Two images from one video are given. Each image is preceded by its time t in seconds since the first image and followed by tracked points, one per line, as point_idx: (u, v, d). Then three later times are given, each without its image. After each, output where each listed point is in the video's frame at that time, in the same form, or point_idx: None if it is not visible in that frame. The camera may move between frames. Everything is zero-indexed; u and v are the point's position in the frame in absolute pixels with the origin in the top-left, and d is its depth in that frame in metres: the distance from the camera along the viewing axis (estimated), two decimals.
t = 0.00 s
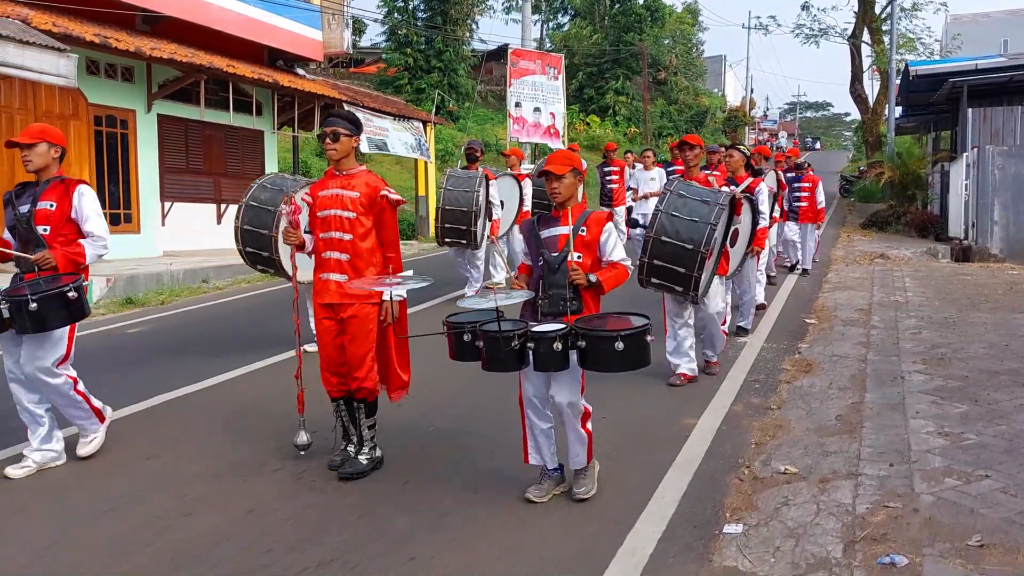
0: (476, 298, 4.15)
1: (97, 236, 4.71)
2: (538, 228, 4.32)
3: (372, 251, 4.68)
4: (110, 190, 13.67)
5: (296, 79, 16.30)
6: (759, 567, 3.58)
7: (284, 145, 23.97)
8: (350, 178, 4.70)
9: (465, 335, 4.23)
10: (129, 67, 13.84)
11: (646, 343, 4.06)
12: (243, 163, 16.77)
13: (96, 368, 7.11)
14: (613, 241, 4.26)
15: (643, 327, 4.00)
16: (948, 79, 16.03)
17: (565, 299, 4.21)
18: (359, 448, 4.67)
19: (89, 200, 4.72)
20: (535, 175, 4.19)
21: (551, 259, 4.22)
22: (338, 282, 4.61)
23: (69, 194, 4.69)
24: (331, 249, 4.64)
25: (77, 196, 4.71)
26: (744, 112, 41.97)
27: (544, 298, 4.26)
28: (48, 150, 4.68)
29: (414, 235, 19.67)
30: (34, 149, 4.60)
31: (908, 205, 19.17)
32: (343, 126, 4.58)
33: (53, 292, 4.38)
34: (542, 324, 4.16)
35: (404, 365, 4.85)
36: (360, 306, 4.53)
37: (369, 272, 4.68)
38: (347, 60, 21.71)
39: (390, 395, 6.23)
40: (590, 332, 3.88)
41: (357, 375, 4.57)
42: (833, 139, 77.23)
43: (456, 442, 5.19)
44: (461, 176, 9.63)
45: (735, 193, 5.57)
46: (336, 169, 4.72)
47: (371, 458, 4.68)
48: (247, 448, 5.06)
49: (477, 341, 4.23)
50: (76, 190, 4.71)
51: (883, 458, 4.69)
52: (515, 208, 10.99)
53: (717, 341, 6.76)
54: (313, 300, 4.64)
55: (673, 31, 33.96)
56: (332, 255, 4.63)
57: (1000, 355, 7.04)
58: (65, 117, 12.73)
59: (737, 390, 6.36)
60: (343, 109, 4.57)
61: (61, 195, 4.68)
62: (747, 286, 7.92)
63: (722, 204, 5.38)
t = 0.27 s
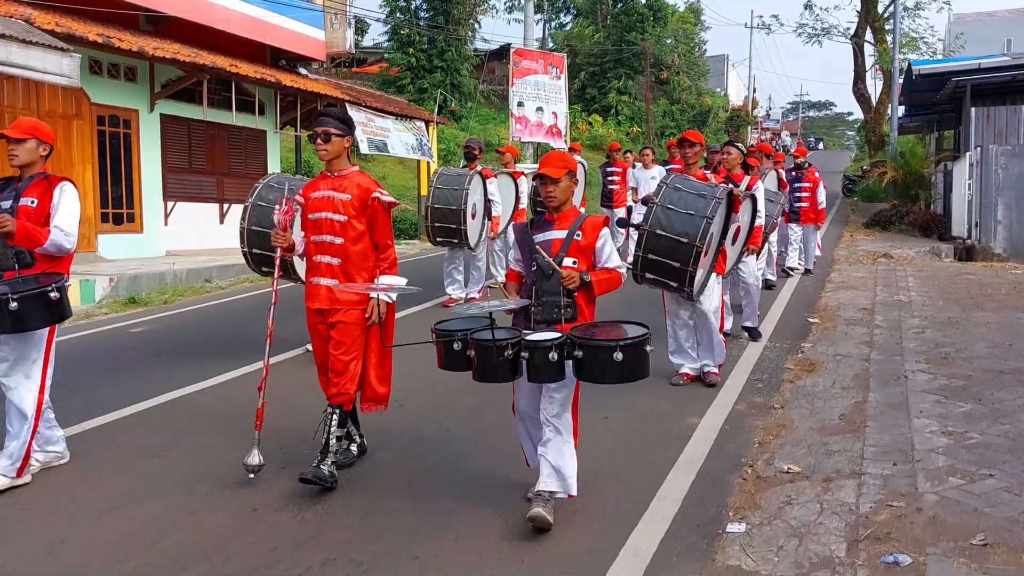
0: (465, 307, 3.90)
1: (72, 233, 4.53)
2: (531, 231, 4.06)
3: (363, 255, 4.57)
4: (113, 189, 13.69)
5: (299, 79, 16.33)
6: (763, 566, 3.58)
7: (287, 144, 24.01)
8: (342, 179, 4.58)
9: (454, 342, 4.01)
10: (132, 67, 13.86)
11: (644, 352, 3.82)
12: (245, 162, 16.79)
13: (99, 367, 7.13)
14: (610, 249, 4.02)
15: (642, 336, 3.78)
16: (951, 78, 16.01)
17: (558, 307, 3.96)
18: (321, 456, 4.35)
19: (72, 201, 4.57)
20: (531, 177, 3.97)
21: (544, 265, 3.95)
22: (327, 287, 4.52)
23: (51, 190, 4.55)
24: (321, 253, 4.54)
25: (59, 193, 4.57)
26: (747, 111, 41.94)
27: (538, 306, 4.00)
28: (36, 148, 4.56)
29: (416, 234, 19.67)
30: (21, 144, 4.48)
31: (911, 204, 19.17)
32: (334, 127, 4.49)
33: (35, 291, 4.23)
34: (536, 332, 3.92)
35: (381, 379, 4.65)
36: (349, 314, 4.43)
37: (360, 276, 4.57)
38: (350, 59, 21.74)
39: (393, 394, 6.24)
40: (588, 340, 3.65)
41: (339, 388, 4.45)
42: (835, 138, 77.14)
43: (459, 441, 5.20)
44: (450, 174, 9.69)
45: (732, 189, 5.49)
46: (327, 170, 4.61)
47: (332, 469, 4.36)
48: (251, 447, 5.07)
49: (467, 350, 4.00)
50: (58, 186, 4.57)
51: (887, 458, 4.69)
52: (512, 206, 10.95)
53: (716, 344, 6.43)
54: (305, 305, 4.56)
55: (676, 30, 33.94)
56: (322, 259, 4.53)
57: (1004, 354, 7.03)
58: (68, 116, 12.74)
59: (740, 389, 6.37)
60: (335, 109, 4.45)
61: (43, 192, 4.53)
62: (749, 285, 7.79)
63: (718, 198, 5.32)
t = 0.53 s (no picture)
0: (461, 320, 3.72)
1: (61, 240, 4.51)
2: (524, 233, 3.96)
3: (351, 261, 4.43)
4: (116, 189, 13.71)
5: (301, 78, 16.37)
6: (766, 565, 3.58)
7: (289, 144, 24.01)
8: (331, 181, 4.45)
9: (450, 356, 3.81)
10: (135, 67, 13.87)
11: (652, 360, 3.66)
12: (248, 161, 16.81)
13: (103, 366, 7.14)
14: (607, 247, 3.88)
15: (649, 343, 3.63)
16: (954, 78, 15.99)
17: (557, 311, 3.83)
18: (315, 469, 4.31)
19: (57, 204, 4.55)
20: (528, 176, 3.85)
21: (539, 269, 3.85)
22: (312, 293, 4.38)
23: (33, 196, 4.50)
24: (307, 258, 4.40)
25: (41, 199, 4.52)
26: (749, 111, 41.90)
27: (535, 314, 3.88)
28: (22, 151, 4.50)
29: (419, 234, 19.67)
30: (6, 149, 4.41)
31: (914, 204, 19.15)
32: (325, 127, 4.33)
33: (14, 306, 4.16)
34: (536, 343, 3.76)
35: (375, 391, 4.56)
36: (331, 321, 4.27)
37: (345, 284, 4.42)
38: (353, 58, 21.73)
39: (396, 392, 6.25)
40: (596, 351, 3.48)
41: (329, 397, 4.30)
42: (838, 138, 77.03)
43: (463, 440, 5.20)
44: (435, 176, 9.30)
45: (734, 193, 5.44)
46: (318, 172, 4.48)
47: (324, 483, 4.30)
48: (254, 446, 5.08)
49: (463, 365, 3.80)
50: (42, 193, 4.53)
51: (890, 457, 4.69)
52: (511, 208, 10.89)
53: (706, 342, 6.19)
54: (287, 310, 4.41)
55: (678, 29, 33.92)
56: (307, 264, 4.38)
57: (1008, 354, 7.02)
58: (70, 116, 12.75)
59: (742, 388, 6.37)
60: (324, 109, 4.31)
61: (26, 197, 4.50)
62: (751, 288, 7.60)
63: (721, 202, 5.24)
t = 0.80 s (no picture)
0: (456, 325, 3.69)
1: (39, 254, 4.38)
2: (518, 231, 3.87)
3: (338, 265, 4.25)
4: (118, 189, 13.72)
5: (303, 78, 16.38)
6: (768, 565, 3.58)
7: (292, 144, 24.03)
8: (320, 181, 4.30)
9: (443, 363, 3.74)
10: (137, 67, 13.88)
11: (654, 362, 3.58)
12: (251, 161, 16.83)
13: (105, 366, 7.15)
14: (605, 242, 3.80)
15: (649, 343, 3.55)
16: (957, 77, 15.97)
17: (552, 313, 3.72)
18: (314, 473, 4.31)
19: (35, 210, 4.42)
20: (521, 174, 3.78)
21: (535, 268, 3.75)
22: (298, 297, 4.22)
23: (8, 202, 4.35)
24: (292, 260, 4.24)
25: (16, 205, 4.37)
26: (751, 110, 41.88)
27: (532, 316, 3.79)
28: None
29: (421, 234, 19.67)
30: None
31: (916, 203, 19.13)
32: (309, 125, 4.15)
33: None
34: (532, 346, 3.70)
35: (370, 394, 4.40)
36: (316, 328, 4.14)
37: (332, 288, 4.27)
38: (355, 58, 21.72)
39: (399, 392, 6.25)
40: (594, 355, 3.41)
41: (325, 402, 4.25)
42: (840, 138, 76.96)
43: (465, 439, 5.20)
44: (427, 173, 9.21)
45: (739, 199, 5.37)
46: (305, 172, 4.33)
47: (326, 484, 4.31)
48: (256, 445, 5.09)
49: (457, 371, 3.74)
50: (16, 200, 4.36)
51: (893, 457, 4.69)
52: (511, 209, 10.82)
53: (704, 354, 5.98)
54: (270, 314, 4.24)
55: (680, 29, 33.88)
56: (293, 267, 4.23)
57: (1010, 353, 7.01)
58: (73, 116, 12.76)
59: (745, 388, 6.37)
60: (310, 106, 4.16)
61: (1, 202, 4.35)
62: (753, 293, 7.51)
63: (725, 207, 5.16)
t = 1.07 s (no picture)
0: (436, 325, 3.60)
1: (16, 251, 4.44)
2: (509, 231, 3.77)
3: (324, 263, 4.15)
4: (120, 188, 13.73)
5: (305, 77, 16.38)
6: (770, 565, 3.57)
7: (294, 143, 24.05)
8: (304, 178, 4.19)
9: (426, 363, 3.72)
10: (139, 66, 13.89)
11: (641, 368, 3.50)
12: (253, 160, 16.84)
13: (107, 365, 7.15)
14: (597, 244, 3.71)
15: (636, 348, 3.48)
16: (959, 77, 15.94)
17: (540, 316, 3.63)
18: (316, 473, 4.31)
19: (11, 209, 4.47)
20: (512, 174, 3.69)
21: (525, 268, 3.65)
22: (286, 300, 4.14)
23: None
24: (279, 262, 4.15)
25: None
26: (754, 110, 41.86)
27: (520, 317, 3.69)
28: None
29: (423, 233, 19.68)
30: None
31: (918, 203, 19.11)
32: (289, 119, 4.06)
33: None
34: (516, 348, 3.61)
35: (361, 394, 4.33)
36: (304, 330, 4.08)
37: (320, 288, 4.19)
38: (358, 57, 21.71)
39: (400, 391, 6.25)
40: (581, 358, 3.35)
41: (327, 403, 4.24)
42: (842, 137, 76.87)
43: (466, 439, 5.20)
44: (425, 173, 9.21)
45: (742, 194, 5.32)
46: (289, 170, 4.23)
47: (326, 484, 4.32)
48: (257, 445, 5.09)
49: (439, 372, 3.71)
50: None
51: (894, 456, 4.68)
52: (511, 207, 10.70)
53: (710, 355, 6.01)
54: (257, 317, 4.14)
55: (683, 29, 33.86)
56: (281, 268, 4.14)
57: (1013, 353, 7.00)
58: (75, 115, 12.77)
59: (747, 387, 6.36)
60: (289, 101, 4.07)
61: None
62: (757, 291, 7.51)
63: (728, 205, 5.13)
